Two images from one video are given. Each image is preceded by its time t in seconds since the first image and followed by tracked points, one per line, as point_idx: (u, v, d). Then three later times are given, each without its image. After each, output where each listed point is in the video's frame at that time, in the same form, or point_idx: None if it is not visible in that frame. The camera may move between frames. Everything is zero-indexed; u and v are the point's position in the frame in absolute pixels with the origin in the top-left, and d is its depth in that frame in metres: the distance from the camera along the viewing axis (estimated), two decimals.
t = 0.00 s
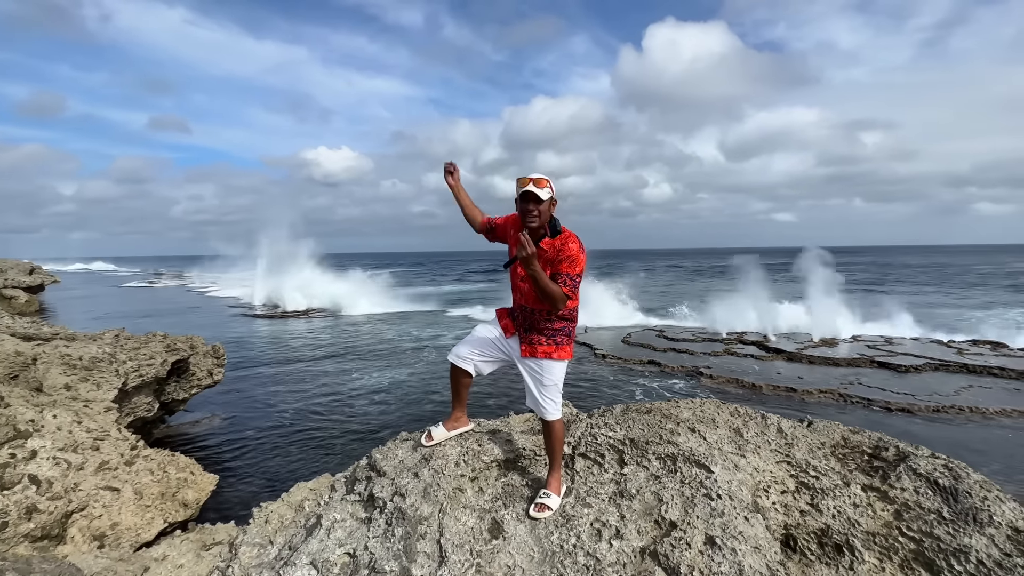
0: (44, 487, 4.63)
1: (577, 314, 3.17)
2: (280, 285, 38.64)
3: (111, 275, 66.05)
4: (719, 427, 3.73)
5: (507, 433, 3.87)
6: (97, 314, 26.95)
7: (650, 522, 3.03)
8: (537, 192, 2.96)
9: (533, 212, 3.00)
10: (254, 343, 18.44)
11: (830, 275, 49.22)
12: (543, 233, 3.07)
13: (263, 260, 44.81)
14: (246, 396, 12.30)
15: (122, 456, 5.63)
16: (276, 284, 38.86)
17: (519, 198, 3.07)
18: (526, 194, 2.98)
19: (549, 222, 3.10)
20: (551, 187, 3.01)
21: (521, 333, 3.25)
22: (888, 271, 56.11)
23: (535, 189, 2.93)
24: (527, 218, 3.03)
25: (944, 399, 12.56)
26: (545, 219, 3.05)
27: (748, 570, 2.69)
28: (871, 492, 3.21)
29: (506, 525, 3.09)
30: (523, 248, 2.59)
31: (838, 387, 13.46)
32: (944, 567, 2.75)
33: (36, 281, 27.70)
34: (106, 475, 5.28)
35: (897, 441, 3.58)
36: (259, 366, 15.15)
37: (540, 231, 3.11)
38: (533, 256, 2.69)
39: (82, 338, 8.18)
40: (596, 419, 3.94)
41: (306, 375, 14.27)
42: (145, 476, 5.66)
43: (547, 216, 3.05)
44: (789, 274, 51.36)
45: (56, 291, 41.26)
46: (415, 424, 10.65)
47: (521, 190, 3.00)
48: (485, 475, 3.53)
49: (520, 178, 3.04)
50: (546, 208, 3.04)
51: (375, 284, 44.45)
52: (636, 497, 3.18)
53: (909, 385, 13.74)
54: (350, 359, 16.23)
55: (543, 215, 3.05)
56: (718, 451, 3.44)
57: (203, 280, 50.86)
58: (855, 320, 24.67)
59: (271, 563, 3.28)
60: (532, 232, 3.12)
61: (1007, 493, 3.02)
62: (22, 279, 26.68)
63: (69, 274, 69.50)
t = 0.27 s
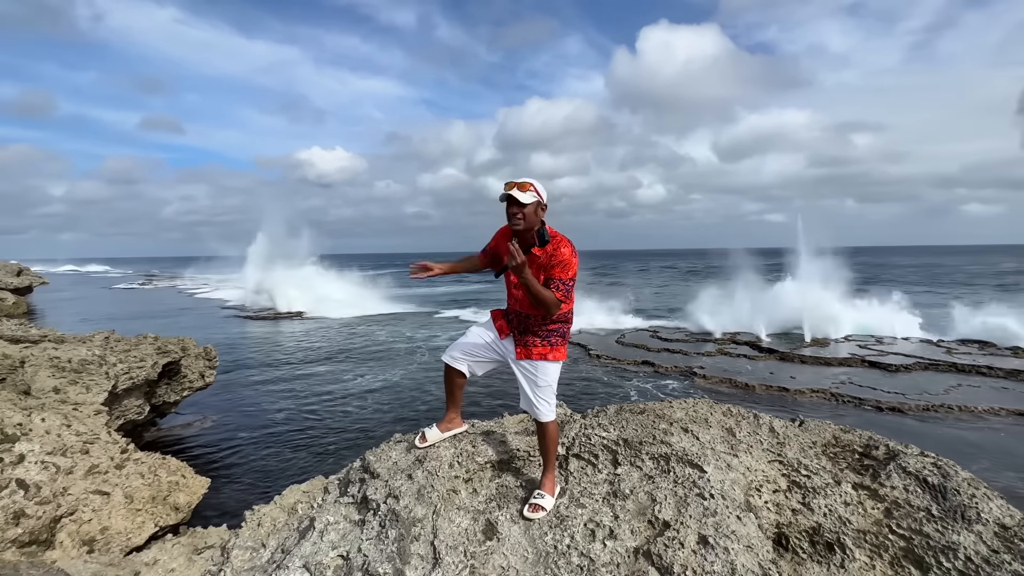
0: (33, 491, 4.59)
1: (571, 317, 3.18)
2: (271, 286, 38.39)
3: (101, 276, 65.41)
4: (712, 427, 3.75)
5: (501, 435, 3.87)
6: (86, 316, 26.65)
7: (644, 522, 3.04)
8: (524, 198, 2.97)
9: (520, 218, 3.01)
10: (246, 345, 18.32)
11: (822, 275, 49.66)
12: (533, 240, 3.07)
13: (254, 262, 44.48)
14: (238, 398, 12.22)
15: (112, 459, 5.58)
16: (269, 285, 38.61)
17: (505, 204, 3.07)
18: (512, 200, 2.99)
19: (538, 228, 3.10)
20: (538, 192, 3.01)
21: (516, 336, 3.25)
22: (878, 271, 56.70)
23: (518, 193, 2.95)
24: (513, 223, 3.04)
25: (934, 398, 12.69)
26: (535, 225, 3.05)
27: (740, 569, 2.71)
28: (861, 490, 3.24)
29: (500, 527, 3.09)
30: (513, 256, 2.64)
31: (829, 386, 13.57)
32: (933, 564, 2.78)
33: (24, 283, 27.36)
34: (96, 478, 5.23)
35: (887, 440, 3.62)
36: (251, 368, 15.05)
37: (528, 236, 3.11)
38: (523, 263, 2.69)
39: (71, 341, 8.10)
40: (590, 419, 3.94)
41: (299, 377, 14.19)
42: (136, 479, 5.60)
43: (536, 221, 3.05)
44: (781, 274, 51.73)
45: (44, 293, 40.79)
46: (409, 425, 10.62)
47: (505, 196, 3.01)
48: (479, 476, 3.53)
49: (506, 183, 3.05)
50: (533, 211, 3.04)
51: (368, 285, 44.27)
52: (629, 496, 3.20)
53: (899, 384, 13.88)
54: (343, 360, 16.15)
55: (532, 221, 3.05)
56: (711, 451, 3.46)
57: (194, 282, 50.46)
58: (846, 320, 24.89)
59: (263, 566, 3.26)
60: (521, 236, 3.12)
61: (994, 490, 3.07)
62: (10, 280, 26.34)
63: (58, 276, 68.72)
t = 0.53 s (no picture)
0: (22, 495, 4.55)
1: (559, 319, 3.17)
2: (265, 287, 38.20)
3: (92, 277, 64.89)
4: (705, 427, 3.77)
5: (496, 435, 3.87)
6: (76, 318, 26.43)
7: (637, 522, 3.05)
8: (511, 197, 3.01)
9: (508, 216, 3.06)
10: (240, 346, 18.22)
11: (815, 275, 50.03)
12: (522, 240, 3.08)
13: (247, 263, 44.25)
14: (231, 400, 12.14)
15: (103, 462, 5.53)
16: (263, 286, 38.44)
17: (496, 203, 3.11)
18: (502, 197, 3.04)
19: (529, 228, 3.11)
20: (526, 191, 3.02)
21: (505, 336, 3.27)
22: (870, 271, 57.12)
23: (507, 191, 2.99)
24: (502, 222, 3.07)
25: (926, 397, 12.79)
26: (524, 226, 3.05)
27: (733, 568, 2.72)
28: (853, 489, 3.27)
29: (494, 528, 3.09)
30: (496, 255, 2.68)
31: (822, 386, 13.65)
32: (923, 562, 2.81)
33: (14, 284, 27.09)
34: (87, 482, 5.18)
35: (879, 438, 3.65)
36: (244, 369, 14.97)
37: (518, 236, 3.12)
38: (502, 263, 2.71)
39: (62, 342, 8.03)
40: (584, 420, 3.95)
41: (293, 378, 14.12)
42: (128, 483, 5.55)
43: (524, 221, 3.07)
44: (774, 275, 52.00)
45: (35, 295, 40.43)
46: (403, 427, 10.59)
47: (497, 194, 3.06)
48: (473, 477, 3.53)
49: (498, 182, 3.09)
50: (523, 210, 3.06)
51: (363, 286, 44.16)
52: (623, 496, 3.20)
53: (892, 383, 13.98)
54: (337, 362, 16.09)
55: (520, 220, 3.07)
56: (704, 450, 3.48)
57: (187, 282, 50.15)
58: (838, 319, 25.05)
59: (256, 569, 3.25)
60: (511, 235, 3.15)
61: (984, 488, 3.10)
62: None
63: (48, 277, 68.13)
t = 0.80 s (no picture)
0: (14, 497, 4.50)
1: (548, 319, 3.14)
2: (260, 287, 38.04)
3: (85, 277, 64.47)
4: (701, 426, 3.78)
5: (492, 436, 3.87)
6: (69, 318, 26.24)
7: (633, 522, 3.05)
8: (502, 194, 3.02)
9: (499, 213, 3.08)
10: (234, 347, 18.14)
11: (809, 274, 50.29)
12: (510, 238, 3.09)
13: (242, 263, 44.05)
14: (226, 401, 12.08)
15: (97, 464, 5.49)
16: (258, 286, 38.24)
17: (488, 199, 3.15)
18: (494, 194, 3.07)
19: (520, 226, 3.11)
20: (516, 189, 3.02)
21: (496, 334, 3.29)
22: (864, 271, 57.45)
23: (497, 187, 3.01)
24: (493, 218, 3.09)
25: (919, 396, 12.86)
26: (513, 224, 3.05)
27: (728, 567, 2.73)
28: (847, 488, 3.29)
29: (489, 528, 3.09)
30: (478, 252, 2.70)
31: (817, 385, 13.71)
32: (916, 559, 2.82)
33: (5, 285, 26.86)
34: (80, 484, 5.14)
35: (873, 437, 3.67)
36: (239, 370, 14.90)
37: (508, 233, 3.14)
38: (485, 260, 2.72)
39: (55, 343, 7.97)
40: (580, 420, 3.95)
41: (289, 379, 14.07)
42: (122, 484, 5.51)
43: (515, 218, 3.08)
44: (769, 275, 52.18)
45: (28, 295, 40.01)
46: (399, 427, 10.57)
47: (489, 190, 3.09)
48: (469, 478, 3.53)
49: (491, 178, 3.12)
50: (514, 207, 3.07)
51: (358, 286, 44.01)
52: (619, 496, 3.21)
53: (886, 383, 14.05)
54: (333, 362, 16.03)
55: (511, 217, 3.08)
56: (699, 450, 3.49)
57: (181, 282, 49.91)
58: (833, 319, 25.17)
59: (250, 570, 3.23)
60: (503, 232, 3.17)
61: (976, 486, 3.13)
62: None
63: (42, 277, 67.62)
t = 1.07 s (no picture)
0: (9, 498, 4.48)
1: (540, 321, 3.13)
2: (256, 287, 37.94)
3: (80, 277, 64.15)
4: (698, 426, 3.79)
5: (489, 435, 3.87)
6: (64, 318, 26.10)
7: (631, 521, 3.05)
8: (494, 195, 3.03)
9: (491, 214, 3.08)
10: (231, 347, 18.08)
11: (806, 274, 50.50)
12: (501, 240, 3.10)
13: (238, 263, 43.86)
14: (223, 401, 12.04)
15: (92, 464, 5.46)
16: (254, 286, 38.10)
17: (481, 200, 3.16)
18: (485, 196, 3.08)
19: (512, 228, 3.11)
20: (507, 191, 3.02)
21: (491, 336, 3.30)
22: (860, 271, 57.65)
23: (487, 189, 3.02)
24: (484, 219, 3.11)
25: (915, 396, 12.91)
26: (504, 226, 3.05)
27: (726, 565, 2.73)
28: (844, 487, 3.30)
29: (487, 528, 3.08)
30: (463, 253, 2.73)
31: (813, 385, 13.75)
32: (913, 558, 2.83)
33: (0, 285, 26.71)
34: (76, 484, 5.12)
35: (869, 436, 3.68)
36: (235, 370, 14.85)
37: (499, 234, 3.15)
38: (470, 261, 2.74)
39: (50, 343, 7.93)
40: (578, 420, 3.96)
41: (285, 379, 14.03)
42: (118, 485, 5.49)
43: (507, 220, 3.08)
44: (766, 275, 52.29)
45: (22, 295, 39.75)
46: (397, 427, 10.56)
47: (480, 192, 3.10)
48: (467, 478, 3.53)
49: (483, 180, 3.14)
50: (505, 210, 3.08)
51: (355, 286, 43.89)
52: (617, 496, 3.21)
53: (882, 382, 14.10)
54: (330, 362, 16.00)
55: (502, 219, 3.09)
56: (697, 449, 3.50)
57: (178, 283, 49.72)
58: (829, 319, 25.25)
59: (248, 571, 3.22)
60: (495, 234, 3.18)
61: (972, 484, 3.15)
62: None
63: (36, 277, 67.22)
